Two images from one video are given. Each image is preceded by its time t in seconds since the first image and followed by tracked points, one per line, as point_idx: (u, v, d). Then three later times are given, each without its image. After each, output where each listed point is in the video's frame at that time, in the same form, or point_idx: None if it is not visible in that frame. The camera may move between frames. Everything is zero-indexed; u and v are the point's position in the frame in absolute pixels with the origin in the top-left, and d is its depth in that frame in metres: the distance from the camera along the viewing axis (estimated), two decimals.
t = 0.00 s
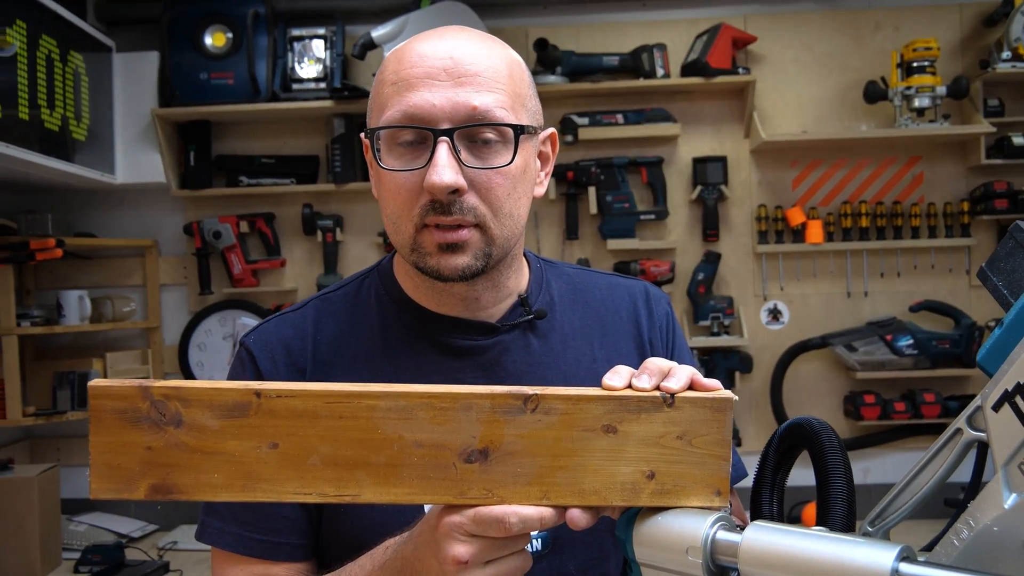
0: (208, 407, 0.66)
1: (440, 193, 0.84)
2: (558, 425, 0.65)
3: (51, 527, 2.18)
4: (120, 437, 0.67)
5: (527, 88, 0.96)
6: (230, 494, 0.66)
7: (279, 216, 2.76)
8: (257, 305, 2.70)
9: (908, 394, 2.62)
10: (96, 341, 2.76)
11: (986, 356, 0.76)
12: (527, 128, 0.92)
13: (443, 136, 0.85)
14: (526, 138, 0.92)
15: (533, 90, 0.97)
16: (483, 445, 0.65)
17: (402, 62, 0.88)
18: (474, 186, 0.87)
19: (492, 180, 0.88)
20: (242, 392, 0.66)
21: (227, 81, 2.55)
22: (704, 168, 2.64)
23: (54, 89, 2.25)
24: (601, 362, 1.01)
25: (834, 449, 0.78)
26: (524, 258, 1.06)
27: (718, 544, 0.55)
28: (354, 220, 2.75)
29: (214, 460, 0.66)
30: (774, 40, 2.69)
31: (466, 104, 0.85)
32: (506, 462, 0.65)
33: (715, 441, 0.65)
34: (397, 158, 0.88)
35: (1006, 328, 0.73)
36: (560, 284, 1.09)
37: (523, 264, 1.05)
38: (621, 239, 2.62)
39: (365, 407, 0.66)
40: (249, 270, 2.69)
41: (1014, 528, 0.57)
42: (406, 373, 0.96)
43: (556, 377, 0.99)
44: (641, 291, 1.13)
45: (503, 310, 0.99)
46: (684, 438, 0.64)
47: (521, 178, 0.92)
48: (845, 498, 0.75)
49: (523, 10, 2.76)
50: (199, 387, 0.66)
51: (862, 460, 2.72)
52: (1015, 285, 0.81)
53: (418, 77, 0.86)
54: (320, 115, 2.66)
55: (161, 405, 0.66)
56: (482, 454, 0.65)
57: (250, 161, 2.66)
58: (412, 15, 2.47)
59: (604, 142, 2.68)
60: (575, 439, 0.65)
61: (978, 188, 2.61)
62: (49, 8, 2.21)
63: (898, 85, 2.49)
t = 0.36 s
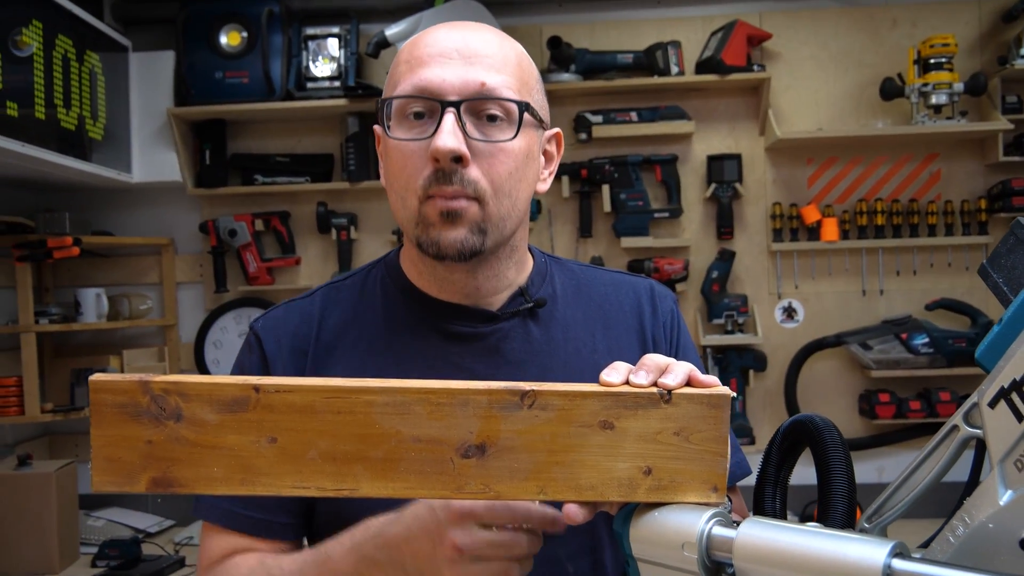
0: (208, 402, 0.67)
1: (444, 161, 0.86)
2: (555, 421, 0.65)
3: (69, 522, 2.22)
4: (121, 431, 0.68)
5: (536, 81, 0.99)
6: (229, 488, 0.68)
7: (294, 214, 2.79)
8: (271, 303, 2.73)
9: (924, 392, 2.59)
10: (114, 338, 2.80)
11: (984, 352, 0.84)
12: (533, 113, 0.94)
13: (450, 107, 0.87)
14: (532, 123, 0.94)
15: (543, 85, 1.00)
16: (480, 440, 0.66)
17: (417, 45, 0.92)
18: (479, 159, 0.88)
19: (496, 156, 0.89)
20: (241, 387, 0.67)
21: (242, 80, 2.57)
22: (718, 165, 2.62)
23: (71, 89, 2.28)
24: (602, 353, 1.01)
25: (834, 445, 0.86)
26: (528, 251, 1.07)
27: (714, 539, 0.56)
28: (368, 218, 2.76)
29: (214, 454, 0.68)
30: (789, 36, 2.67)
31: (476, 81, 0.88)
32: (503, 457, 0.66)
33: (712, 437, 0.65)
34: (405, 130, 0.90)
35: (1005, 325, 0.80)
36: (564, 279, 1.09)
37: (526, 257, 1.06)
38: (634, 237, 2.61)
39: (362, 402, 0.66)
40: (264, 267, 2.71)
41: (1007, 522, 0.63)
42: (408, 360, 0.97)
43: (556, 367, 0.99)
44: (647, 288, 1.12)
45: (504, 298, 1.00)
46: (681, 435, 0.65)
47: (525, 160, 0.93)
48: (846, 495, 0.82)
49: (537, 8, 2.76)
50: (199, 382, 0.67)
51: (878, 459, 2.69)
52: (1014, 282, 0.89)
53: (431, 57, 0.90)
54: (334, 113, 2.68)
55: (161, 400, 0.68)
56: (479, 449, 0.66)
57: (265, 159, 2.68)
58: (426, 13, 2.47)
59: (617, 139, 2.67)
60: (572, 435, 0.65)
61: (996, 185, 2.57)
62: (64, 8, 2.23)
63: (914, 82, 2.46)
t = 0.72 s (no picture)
0: (208, 384, 0.68)
1: (459, 136, 0.94)
2: (549, 413, 0.66)
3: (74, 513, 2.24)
4: (123, 410, 0.70)
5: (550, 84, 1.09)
6: (227, 470, 0.69)
7: (298, 208, 2.80)
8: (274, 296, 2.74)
9: (926, 386, 2.59)
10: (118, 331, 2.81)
11: (975, 348, 0.88)
12: (544, 105, 1.03)
13: (467, 91, 0.97)
14: (542, 116, 1.03)
15: (557, 86, 1.09)
16: (474, 430, 0.67)
17: (441, 42, 1.03)
18: (490, 139, 0.96)
19: (507, 138, 0.97)
20: (240, 370, 0.68)
21: (246, 74, 2.57)
22: (722, 159, 2.61)
23: (75, 82, 2.29)
24: (602, 356, 1.02)
25: (830, 442, 0.97)
26: (539, 254, 1.10)
27: (705, 536, 0.57)
28: (371, 211, 2.77)
29: (213, 436, 0.69)
30: (793, 29, 2.66)
31: (492, 71, 0.98)
32: (497, 448, 0.67)
33: (705, 433, 0.66)
34: (425, 114, 0.98)
35: (997, 321, 0.83)
36: (572, 283, 1.11)
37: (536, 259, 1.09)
38: (637, 231, 2.62)
39: (359, 389, 0.67)
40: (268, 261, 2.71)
41: (996, 518, 0.65)
42: (411, 338, 1.00)
43: (554, 365, 1.00)
44: (653, 300, 1.13)
45: (509, 293, 1.03)
46: (674, 430, 0.66)
47: (534, 148, 1.01)
48: (841, 492, 0.92)
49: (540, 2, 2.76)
50: (199, 364, 0.69)
51: (880, 453, 2.70)
52: (1005, 277, 0.91)
53: (453, 50, 1.00)
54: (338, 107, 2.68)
55: (162, 380, 0.69)
56: (473, 439, 0.67)
57: (269, 153, 2.69)
58: (428, 7, 2.47)
59: (620, 133, 2.67)
60: (565, 428, 0.66)
61: (999, 178, 2.56)
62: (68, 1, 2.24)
63: (918, 75, 2.45)
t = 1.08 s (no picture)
0: (211, 377, 0.68)
1: (473, 129, 0.95)
2: (552, 412, 0.66)
3: (79, 513, 2.25)
4: (127, 402, 0.70)
5: (567, 88, 1.11)
6: (228, 465, 0.69)
7: (304, 209, 2.80)
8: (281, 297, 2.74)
9: (933, 388, 2.58)
10: (125, 331, 2.82)
11: (981, 351, 0.88)
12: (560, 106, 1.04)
13: (483, 88, 0.99)
14: (557, 117, 1.05)
15: (574, 92, 1.11)
16: (476, 428, 0.67)
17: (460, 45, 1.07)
18: (505, 134, 0.98)
19: (522, 134, 0.99)
20: (244, 364, 0.68)
21: (252, 75, 2.58)
22: (729, 159, 2.61)
23: (82, 83, 2.30)
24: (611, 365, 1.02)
25: (834, 445, 0.96)
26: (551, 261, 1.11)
27: (707, 539, 0.57)
28: (377, 213, 2.78)
29: (215, 430, 0.69)
30: (800, 29, 2.65)
31: (509, 70, 1.01)
32: (499, 447, 0.67)
33: (709, 436, 0.66)
34: (442, 109, 1.01)
35: (1002, 323, 0.83)
36: (585, 290, 1.11)
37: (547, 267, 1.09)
38: (643, 232, 2.61)
39: (363, 384, 0.68)
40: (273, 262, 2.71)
41: (1001, 523, 0.65)
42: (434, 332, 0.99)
43: (559, 368, 1.00)
44: (662, 314, 1.12)
45: (520, 295, 1.04)
46: (677, 432, 0.66)
47: (549, 147, 1.02)
48: (845, 495, 0.93)
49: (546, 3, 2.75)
50: (203, 357, 0.69)
51: (887, 455, 2.68)
52: (1010, 279, 0.91)
53: (471, 50, 1.03)
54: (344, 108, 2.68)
55: (166, 373, 0.69)
56: (476, 437, 0.67)
57: (276, 154, 2.69)
58: (434, 8, 2.47)
59: (626, 134, 2.67)
60: (568, 428, 0.66)
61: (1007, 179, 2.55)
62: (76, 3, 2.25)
63: (925, 75, 2.44)
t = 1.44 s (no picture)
0: (208, 381, 0.68)
1: (509, 151, 0.94)
2: (549, 415, 0.66)
3: (79, 513, 2.25)
4: (123, 407, 0.70)
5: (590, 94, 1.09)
6: (226, 468, 0.69)
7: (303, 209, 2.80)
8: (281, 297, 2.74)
9: (933, 387, 2.57)
10: (124, 331, 2.82)
11: (980, 352, 0.87)
12: (589, 119, 1.03)
13: (515, 106, 0.97)
14: (585, 128, 1.03)
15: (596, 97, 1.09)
16: (474, 431, 0.67)
17: (484, 53, 1.02)
18: (538, 154, 0.97)
19: (555, 154, 0.98)
20: (241, 368, 0.68)
21: (252, 74, 2.56)
22: (730, 159, 2.60)
23: (81, 83, 2.30)
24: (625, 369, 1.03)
25: (834, 445, 0.96)
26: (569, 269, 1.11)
27: (706, 541, 0.57)
28: (377, 212, 2.77)
29: (212, 434, 0.69)
30: (801, 28, 2.65)
31: (538, 86, 0.98)
32: (496, 449, 0.67)
33: (706, 438, 0.65)
34: (470, 125, 0.98)
35: (1001, 324, 0.83)
36: (602, 299, 1.12)
37: (567, 275, 1.11)
38: (644, 231, 2.61)
39: (360, 388, 0.67)
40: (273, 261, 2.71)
41: (1000, 524, 0.64)
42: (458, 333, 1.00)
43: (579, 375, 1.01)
44: (675, 322, 1.13)
45: (542, 303, 1.05)
46: (676, 434, 0.65)
47: (579, 161, 1.02)
48: (845, 496, 0.93)
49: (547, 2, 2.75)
50: (201, 361, 0.69)
51: (888, 455, 2.68)
52: (1010, 280, 0.90)
53: (498, 62, 0.99)
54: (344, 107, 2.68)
55: (163, 377, 0.69)
56: (473, 440, 0.67)
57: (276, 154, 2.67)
58: (434, 8, 2.47)
59: (626, 133, 2.66)
60: (566, 430, 0.66)
61: (1008, 179, 2.54)
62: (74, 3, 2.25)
63: (925, 75, 2.44)
